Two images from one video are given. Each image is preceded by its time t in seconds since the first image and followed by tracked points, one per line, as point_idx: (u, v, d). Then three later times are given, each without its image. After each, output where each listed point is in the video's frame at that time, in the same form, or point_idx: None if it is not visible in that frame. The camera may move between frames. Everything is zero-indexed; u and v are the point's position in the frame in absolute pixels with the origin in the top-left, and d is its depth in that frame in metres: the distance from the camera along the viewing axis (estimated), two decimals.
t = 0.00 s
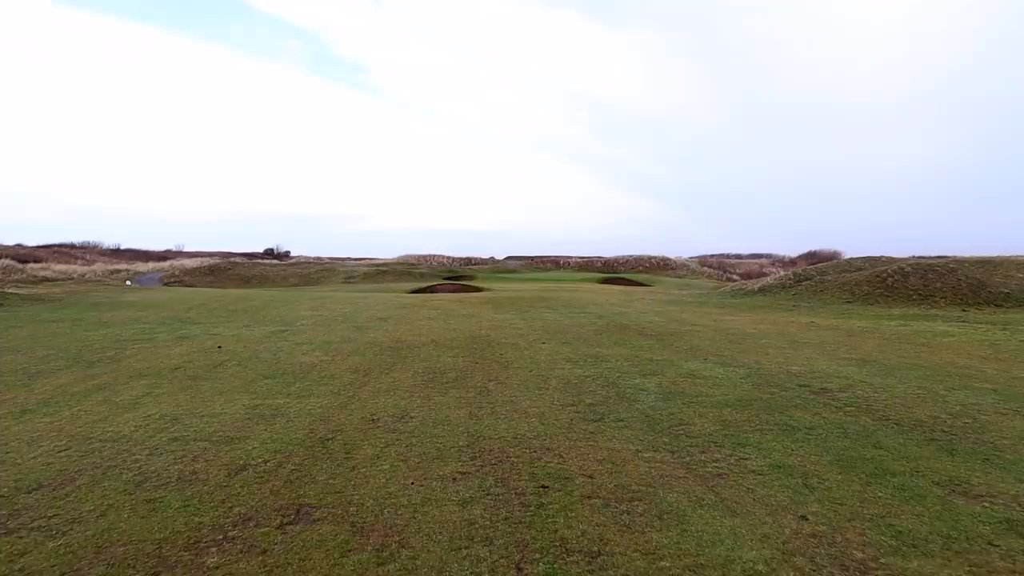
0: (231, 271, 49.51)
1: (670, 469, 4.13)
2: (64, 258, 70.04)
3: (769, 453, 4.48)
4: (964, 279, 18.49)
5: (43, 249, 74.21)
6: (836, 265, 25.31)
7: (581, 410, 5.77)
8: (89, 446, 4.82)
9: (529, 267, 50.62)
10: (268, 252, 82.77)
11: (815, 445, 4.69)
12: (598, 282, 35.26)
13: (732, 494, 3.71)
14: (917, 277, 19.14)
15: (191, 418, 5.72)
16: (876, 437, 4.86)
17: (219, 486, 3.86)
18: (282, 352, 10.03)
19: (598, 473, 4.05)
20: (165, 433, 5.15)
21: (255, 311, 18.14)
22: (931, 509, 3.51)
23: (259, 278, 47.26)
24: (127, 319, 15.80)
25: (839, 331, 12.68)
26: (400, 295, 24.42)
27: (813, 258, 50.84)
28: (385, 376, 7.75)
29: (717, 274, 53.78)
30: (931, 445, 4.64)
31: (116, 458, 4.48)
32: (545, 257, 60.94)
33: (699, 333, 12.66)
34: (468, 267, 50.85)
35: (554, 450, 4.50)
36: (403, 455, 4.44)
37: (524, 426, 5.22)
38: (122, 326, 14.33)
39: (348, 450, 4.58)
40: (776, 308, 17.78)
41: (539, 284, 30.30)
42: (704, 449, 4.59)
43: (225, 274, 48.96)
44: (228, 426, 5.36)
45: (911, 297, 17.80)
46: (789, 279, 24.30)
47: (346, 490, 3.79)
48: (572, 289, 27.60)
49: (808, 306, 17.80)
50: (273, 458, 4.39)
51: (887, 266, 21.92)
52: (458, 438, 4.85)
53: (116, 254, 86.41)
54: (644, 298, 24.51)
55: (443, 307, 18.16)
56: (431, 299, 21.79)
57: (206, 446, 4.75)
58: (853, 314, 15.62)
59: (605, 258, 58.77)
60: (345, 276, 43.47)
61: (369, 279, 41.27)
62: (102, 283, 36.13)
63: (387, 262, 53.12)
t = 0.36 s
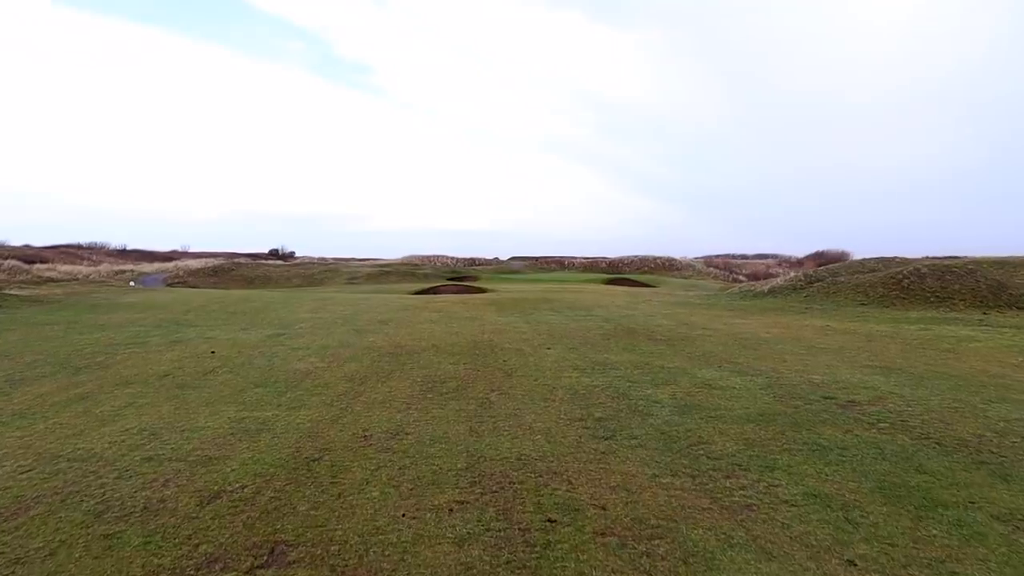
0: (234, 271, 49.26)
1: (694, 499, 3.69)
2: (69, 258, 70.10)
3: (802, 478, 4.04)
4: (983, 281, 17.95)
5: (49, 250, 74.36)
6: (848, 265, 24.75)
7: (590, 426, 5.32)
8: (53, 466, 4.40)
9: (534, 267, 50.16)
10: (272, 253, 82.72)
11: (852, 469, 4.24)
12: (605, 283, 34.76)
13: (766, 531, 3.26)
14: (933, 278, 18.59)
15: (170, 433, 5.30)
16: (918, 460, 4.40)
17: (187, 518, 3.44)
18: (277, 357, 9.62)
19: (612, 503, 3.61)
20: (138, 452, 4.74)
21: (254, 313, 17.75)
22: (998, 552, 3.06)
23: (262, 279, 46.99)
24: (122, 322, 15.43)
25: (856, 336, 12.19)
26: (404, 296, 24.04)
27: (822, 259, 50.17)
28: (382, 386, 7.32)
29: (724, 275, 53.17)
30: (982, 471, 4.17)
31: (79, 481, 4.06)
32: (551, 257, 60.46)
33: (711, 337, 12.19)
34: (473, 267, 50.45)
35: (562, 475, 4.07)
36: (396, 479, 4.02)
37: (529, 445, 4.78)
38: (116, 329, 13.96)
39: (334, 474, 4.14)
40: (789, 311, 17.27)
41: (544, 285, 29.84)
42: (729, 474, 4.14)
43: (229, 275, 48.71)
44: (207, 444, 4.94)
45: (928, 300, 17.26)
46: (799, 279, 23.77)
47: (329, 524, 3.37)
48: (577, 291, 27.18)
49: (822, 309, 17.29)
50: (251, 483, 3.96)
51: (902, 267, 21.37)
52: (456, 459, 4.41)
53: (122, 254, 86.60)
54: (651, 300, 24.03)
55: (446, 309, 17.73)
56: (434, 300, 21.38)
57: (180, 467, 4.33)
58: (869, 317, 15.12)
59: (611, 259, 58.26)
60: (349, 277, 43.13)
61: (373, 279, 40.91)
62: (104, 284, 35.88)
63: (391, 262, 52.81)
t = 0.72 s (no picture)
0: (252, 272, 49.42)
1: (739, 529, 3.26)
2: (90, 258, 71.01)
3: (859, 504, 3.59)
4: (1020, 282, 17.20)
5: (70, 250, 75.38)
6: (874, 266, 24.00)
7: (616, 439, 4.90)
8: (36, 479, 4.07)
9: (550, 268, 49.70)
10: (289, 254, 83.13)
11: (914, 493, 3.78)
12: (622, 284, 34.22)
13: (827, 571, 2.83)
14: (967, 278, 17.87)
15: (165, 443, 4.96)
16: (989, 482, 3.92)
17: (170, 545, 3.08)
18: (287, 360, 9.30)
19: (646, 533, 3.20)
20: (129, 464, 4.41)
21: (267, 314, 17.54)
22: None
23: (279, 279, 47.08)
24: (135, 322, 15.27)
25: (890, 339, 11.62)
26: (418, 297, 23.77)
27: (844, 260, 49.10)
28: (393, 392, 6.95)
29: (743, 276, 52.31)
30: None
31: (60, 498, 3.72)
32: (567, 258, 59.89)
33: (737, 340, 11.68)
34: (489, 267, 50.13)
35: (588, 497, 3.66)
36: (404, 500, 3.63)
37: (550, 460, 4.37)
38: (128, 329, 13.78)
39: (336, 492, 3.78)
40: (816, 313, 16.64)
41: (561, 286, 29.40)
42: (775, 498, 3.69)
43: (246, 275, 48.89)
44: (203, 456, 4.59)
45: (963, 302, 16.57)
46: (824, 280, 23.09)
47: (327, 554, 3.00)
48: (595, 291, 26.70)
49: (850, 311, 16.66)
50: (245, 502, 3.60)
51: (933, 268, 20.61)
52: (470, 476, 4.02)
53: (142, 254, 87.61)
54: (671, 301, 23.49)
55: (461, 310, 17.39)
56: (449, 301, 21.05)
57: (170, 483, 3.98)
58: (902, 319, 14.49)
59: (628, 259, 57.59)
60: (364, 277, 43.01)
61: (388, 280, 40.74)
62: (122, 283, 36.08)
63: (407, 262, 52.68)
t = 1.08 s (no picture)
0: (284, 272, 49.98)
1: None
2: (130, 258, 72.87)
3: (956, 552, 3.08)
4: None
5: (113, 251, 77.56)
6: (924, 267, 22.87)
7: (663, 462, 4.44)
8: (38, 499, 3.81)
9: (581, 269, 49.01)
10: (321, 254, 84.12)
11: (1020, 538, 3.24)
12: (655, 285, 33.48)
13: None
14: None
15: (178, 457, 4.67)
16: None
17: None
18: (313, 365, 9.05)
19: None
20: (138, 482, 4.12)
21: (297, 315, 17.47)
22: None
23: (311, 279, 47.52)
24: (167, 323, 15.30)
25: (948, 347, 10.86)
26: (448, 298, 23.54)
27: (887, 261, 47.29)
28: (420, 401, 6.59)
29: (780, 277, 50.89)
30: None
31: (58, 523, 3.44)
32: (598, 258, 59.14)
33: (782, 347, 11.04)
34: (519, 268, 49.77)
35: (636, 534, 3.22)
36: (429, 533, 3.25)
37: (590, 487, 3.94)
38: (159, 330, 13.78)
39: (355, 522, 3.42)
40: (864, 317, 15.79)
41: (592, 287, 28.88)
42: (855, 541, 3.20)
43: (279, 275, 49.47)
44: (218, 472, 4.29)
45: None
46: (870, 282, 22.08)
47: None
48: (628, 293, 26.07)
49: (901, 315, 15.79)
50: (254, 533, 3.27)
51: (989, 269, 19.48)
52: (503, 505, 3.62)
53: (180, 255, 89.73)
54: (707, 304, 22.76)
55: (491, 313, 17.03)
56: (479, 302, 20.74)
57: (177, 505, 3.67)
58: (959, 325, 13.63)
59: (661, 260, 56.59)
60: (395, 277, 43.06)
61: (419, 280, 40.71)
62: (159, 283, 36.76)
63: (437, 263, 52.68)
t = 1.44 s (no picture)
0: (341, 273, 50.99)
1: None
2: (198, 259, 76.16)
3: None
4: None
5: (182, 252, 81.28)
6: (1013, 267, 21.08)
7: (736, 488, 3.93)
8: (65, 508, 3.64)
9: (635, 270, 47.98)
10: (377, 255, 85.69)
11: None
12: (714, 287, 32.27)
13: None
14: None
15: (214, 465, 4.46)
16: None
17: None
18: (361, 367, 8.87)
19: None
20: (170, 492, 3.92)
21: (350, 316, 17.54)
22: None
23: (366, 279, 48.33)
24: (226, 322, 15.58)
25: None
26: (500, 300, 23.28)
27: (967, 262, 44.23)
28: (468, 409, 6.24)
29: (847, 279, 48.41)
30: None
31: (81, 536, 3.24)
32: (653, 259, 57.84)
33: (859, 354, 10.18)
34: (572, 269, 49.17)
35: None
36: (471, 569, 2.89)
37: (654, 517, 3.49)
38: (217, 329, 13.99)
39: (391, 550, 3.09)
40: (948, 322, 14.55)
41: (647, 288, 28.03)
42: None
43: (335, 275, 50.49)
44: (251, 484, 4.04)
45: None
46: (951, 283, 20.51)
47: None
48: (685, 295, 25.18)
49: (991, 320, 14.48)
50: (280, 559, 3.00)
51: None
52: (555, 537, 3.22)
53: (244, 256, 93.41)
54: (770, 307, 21.67)
55: (543, 314, 16.63)
56: (532, 304, 20.37)
57: (204, 521, 3.43)
58: None
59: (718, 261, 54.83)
60: (448, 278, 43.23)
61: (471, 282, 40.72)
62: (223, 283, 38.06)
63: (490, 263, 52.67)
